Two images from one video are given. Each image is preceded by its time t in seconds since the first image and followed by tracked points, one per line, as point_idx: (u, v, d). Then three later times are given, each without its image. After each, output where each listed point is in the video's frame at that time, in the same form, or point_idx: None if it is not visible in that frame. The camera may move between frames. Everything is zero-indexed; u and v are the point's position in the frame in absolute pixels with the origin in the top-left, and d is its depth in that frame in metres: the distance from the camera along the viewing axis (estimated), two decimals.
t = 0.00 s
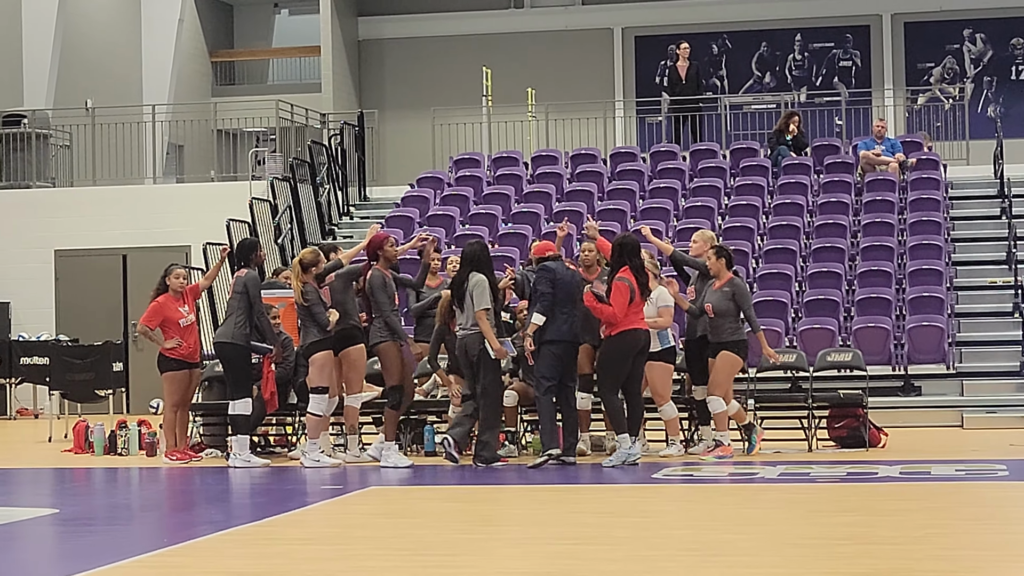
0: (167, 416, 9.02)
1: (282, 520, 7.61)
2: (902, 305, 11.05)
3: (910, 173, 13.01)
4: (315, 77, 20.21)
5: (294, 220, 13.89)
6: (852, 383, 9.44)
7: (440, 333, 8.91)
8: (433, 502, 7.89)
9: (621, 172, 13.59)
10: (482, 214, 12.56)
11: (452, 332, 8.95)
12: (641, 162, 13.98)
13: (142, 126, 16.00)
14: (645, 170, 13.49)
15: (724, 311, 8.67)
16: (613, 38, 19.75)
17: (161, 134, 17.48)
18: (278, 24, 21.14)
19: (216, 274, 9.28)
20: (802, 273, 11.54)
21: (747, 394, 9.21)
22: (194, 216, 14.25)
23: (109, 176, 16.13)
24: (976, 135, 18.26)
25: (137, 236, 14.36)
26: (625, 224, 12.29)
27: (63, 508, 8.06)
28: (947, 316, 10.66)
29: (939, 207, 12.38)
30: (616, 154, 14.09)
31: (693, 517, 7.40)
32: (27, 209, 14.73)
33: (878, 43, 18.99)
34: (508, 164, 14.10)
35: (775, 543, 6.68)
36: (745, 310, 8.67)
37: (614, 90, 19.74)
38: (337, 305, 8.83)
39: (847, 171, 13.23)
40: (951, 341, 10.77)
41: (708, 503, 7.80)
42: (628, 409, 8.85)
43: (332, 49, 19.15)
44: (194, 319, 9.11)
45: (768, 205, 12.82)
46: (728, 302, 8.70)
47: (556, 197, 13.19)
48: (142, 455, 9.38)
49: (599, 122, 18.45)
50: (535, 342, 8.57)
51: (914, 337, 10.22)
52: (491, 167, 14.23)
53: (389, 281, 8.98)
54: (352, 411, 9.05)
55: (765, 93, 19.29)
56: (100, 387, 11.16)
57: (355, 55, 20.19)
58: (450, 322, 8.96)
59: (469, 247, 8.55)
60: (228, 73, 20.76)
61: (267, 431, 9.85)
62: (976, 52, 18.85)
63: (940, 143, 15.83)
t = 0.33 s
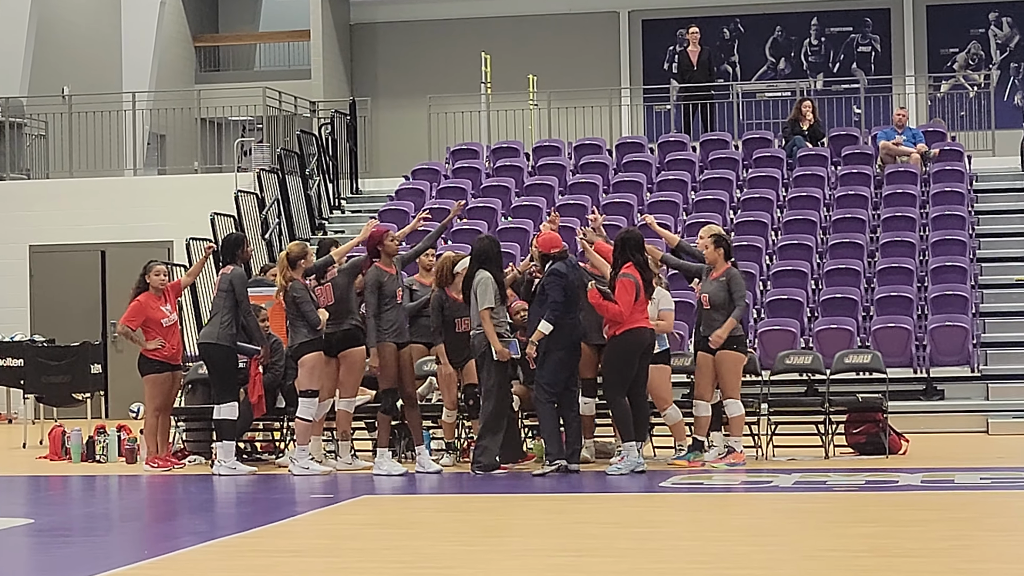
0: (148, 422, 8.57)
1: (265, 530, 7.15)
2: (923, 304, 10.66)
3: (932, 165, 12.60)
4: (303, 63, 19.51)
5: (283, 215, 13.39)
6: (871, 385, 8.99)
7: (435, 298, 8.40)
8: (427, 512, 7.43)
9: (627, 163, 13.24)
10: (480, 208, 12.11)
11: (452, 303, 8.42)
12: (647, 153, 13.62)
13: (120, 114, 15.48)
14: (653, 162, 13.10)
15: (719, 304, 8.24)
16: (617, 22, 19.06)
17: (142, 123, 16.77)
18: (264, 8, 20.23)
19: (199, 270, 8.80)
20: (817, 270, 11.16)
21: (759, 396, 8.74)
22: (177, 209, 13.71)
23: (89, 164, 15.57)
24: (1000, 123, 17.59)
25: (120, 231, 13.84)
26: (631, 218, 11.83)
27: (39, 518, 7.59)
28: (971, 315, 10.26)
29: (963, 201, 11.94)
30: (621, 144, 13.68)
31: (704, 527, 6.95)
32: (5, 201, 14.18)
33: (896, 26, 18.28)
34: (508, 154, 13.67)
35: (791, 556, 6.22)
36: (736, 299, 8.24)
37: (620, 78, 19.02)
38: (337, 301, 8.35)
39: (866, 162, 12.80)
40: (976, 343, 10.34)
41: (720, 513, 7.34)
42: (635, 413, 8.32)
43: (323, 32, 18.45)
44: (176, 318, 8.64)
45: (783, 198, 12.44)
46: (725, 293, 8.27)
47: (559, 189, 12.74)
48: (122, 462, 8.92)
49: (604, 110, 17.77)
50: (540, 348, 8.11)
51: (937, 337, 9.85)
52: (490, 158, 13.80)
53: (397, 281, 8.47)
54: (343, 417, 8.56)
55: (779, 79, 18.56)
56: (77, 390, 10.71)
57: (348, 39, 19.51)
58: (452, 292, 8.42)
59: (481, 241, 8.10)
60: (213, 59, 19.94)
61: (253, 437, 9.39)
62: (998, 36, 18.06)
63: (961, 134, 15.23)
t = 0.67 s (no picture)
0: (126, 429, 8.06)
1: (242, 542, 6.65)
2: (950, 303, 10.30)
3: (960, 157, 12.13)
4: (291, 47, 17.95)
5: (268, 210, 12.81)
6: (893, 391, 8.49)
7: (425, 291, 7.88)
8: (418, 524, 6.93)
9: (634, 154, 12.68)
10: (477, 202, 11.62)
11: (447, 291, 7.92)
12: (656, 142, 13.14)
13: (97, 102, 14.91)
14: (661, 152, 12.61)
15: (715, 304, 7.74)
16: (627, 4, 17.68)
17: (117, 110, 15.80)
18: None
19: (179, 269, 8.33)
20: (837, 267, 10.80)
21: (776, 403, 8.30)
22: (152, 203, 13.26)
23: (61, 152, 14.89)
24: None
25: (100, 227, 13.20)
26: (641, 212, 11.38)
27: (9, 531, 7.05)
28: (1001, 315, 9.88)
29: (993, 195, 11.52)
30: (629, 134, 13.19)
31: (716, 538, 6.46)
32: None
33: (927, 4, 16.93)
34: (508, 144, 13.17)
35: (810, 571, 5.72)
36: (736, 297, 7.72)
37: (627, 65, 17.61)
38: (332, 301, 7.86)
39: (890, 153, 12.32)
40: (1006, 346, 9.89)
41: (732, 524, 6.84)
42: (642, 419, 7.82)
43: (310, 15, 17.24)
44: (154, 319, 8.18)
45: (801, 191, 12.02)
46: (721, 291, 7.76)
47: (562, 180, 12.31)
48: (98, 472, 8.43)
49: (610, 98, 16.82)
50: (558, 364, 7.57)
51: (964, 339, 9.47)
52: (488, 148, 13.30)
53: (401, 279, 7.86)
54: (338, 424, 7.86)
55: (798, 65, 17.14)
56: (49, 395, 10.19)
57: (336, 24, 18.13)
58: (445, 279, 7.93)
59: (493, 236, 7.75)
60: (194, 44, 18.35)
61: (238, 445, 8.91)
62: None
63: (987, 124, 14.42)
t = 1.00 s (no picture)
0: (105, 434, 7.63)
1: (223, 553, 6.22)
2: (974, 301, 10.02)
3: (986, 146, 11.77)
4: (279, 32, 17.65)
5: (255, 202, 12.40)
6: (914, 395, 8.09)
7: (423, 289, 7.47)
8: (410, 535, 6.50)
9: (640, 144, 12.34)
10: (475, 195, 11.24)
11: (444, 286, 7.52)
12: (665, 131, 12.80)
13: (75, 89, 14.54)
14: (670, 142, 12.29)
15: (717, 302, 7.37)
16: None
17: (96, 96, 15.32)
18: None
19: (161, 265, 7.97)
20: (855, 263, 10.47)
21: (791, 407, 7.98)
22: (133, 194, 12.80)
23: (42, 139, 14.59)
24: None
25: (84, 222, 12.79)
26: (647, 204, 11.06)
27: None
28: None
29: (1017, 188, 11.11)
30: (636, 122, 12.84)
31: (728, 549, 6.06)
32: None
33: None
34: (509, 133, 12.82)
35: None
36: (740, 291, 7.34)
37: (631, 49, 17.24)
38: (327, 300, 7.45)
39: (913, 142, 12.01)
40: None
41: (745, 534, 6.41)
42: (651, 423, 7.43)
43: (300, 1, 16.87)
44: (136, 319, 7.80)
45: (818, 182, 11.72)
46: (723, 288, 7.39)
47: (565, 172, 11.93)
48: (75, 480, 8.04)
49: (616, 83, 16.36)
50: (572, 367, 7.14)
51: (989, 340, 9.15)
52: (487, 138, 12.93)
53: (405, 279, 7.45)
54: (330, 430, 7.56)
55: (812, 49, 16.66)
56: (25, 399, 9.75)
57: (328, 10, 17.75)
58: (443, 274, 7.54)
59: (503, 231, 7.43)
60: (178, 27, 17.92)
61: (223, 452, 8.51)
62: None
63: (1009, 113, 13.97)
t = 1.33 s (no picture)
0: (88, 440, 7.29)
1: (205, 564, 5.83)
2: (1000, 301, 9.67)
3: (1013, 138, 11.46)
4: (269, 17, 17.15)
5: (245, 196, 12.06)
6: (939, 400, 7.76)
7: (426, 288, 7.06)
8: (407, 547, 6.12)
9: (650, 136, 12.09)
10: (476, 189, 10.90)
11: (443, 284, 7.23)
12: (676, 123, 12.50)
13: (59, 75, 14.18)
14: (681, 133, 12.01)
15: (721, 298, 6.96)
16: None
17: (81, 85, 14.96)
18: None
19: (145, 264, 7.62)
20: (876, 261, 10.14)
21: (808, 413, 7.64)
22: (123, 189, 12.47)
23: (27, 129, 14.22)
24: None
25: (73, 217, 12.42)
26: (656, 198, 10.74)
27: None
28: None
29: None
30: (645, 113, 12.53)
31: (746, 560, 5.67)
32: None
33: None
34: (513, 124, 12.50)
35: None
36: (743, 286, 6.92)
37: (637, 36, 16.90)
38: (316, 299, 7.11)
39: (936, 133, 11.72)
40: None
41: (761, 543, 6.02)
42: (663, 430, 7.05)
43: None
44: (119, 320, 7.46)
45: (835, 176, 11.42)
46: (729, 287, 6.99)
47: (571, 165, 11.61)
48: (56, 489, 7.70)
49: (625, 72, 16.02)
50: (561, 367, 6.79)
51: (1016, 341, 8.86)
52: (489, 129, 12.61)
53: (405, 278, 7.02)
54: (321, 436, 7.18)
55: (831, 36, 16.29)
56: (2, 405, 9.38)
57: None
58: (439, 271, 7.26)
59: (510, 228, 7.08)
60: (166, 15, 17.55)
61: (212, 460, 8.18)
62: None
63: None
